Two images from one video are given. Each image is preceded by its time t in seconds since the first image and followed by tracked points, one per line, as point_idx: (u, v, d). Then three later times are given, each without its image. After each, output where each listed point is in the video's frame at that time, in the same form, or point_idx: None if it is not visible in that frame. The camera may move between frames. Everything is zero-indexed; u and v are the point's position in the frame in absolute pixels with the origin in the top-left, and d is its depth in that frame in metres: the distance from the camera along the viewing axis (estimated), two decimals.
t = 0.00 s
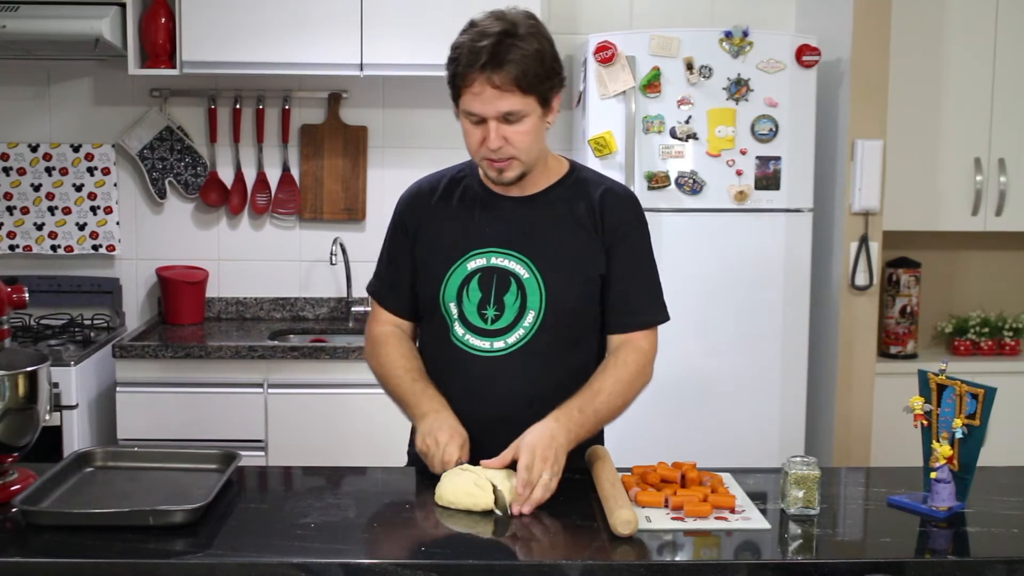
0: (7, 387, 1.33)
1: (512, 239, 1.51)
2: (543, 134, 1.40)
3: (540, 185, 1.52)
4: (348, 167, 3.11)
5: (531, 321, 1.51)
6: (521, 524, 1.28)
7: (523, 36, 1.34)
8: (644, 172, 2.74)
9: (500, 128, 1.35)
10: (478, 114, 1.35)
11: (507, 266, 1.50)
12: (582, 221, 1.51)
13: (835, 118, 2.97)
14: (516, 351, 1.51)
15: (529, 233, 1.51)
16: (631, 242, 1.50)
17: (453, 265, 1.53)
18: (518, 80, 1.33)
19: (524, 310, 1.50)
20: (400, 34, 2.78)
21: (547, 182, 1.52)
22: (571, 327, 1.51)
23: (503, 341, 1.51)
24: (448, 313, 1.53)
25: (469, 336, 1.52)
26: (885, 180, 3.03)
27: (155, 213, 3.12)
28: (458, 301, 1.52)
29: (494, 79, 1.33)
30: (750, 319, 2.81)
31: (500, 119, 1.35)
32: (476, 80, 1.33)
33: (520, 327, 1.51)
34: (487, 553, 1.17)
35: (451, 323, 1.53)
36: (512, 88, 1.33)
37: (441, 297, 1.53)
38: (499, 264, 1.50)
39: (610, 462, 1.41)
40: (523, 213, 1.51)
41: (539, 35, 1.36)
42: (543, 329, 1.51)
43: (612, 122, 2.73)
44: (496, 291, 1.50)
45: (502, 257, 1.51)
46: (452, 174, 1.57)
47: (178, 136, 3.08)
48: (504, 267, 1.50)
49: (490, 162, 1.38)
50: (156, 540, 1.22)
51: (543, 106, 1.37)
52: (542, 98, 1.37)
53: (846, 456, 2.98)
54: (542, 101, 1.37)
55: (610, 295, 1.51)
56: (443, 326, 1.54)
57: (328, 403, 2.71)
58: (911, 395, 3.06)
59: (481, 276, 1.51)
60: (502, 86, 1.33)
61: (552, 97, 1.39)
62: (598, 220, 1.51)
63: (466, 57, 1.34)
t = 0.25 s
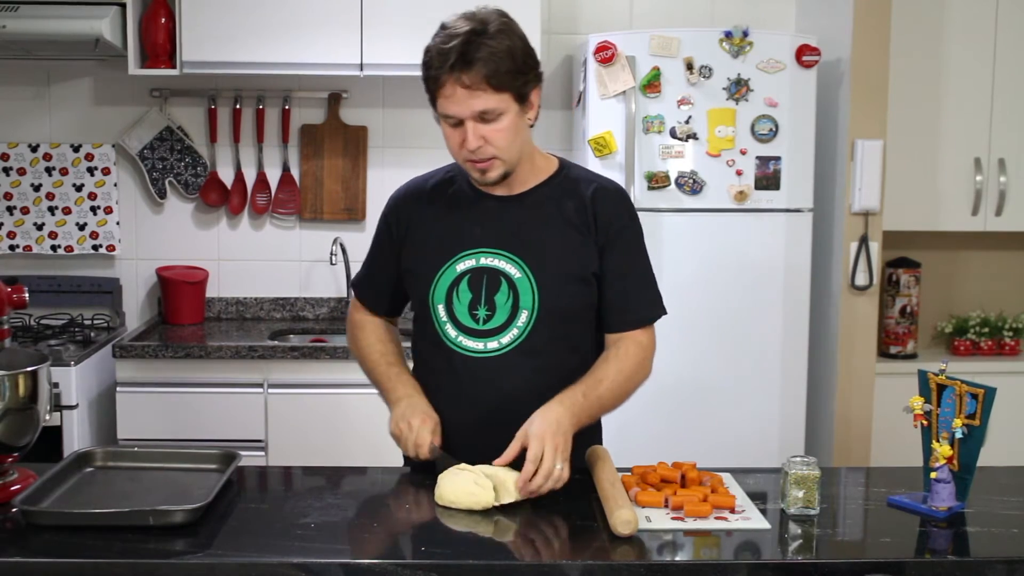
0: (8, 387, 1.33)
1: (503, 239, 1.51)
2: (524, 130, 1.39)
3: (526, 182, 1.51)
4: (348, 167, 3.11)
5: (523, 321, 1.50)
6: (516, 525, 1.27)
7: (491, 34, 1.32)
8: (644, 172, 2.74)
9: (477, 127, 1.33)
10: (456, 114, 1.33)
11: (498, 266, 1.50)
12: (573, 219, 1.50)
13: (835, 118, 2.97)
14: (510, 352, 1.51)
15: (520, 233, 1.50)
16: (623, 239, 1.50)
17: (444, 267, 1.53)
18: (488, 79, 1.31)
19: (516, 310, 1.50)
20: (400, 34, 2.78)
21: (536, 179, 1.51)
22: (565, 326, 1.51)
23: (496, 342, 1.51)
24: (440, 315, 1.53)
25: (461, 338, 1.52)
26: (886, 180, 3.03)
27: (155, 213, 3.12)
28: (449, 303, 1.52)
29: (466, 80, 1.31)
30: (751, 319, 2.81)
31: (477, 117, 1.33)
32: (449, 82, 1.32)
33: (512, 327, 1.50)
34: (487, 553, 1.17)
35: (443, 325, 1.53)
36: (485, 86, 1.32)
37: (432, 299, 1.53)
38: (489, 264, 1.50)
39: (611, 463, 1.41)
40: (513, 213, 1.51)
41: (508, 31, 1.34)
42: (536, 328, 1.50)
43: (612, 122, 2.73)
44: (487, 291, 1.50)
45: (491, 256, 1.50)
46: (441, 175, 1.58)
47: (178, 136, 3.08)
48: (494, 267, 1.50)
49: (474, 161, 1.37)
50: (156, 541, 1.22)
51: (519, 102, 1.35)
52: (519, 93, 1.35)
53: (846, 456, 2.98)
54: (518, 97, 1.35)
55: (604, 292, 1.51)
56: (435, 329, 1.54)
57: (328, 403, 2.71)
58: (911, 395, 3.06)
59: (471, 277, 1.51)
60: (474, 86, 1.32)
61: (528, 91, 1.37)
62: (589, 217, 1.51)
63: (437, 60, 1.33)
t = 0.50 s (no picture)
0: (7, 387, 1.33)
1: (488, 237, 1.50)
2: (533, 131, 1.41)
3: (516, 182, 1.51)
4: (348, 167, 3.12)
5: (515, 317, 1.51)
6: (498, 523, 1.28)
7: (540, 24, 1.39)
8: (644, 172, 2.74)
9: (509, 102, 1.34)
10: (493, 82, 1.34)
11: (487, 264, 1.50)
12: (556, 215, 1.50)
13: (836, 118, 2.97)
14: (503, 348, 1.52)
15: (503, 230, 1.50)
16: (606, 234, 1.52)
17: (431, 267, 1.51)
18: (535, 60, 1.36)
19: (508, 306, 1.50)
20: (400, 34, 2.78)
21: (521, 177, 1.51)
22: (553, 321, 1.52)
23: (489, 339, 1.51)
24: (432, 315, 1.51)
25: (454, 336, 1.52)
26: (886, 180, 3.04)
27: (155, 213, 3.12)
28: (442, 302, 1.51)
29: (514, 54, 1.35)
30: (751, 319, 2.81)
31: (512, 92, 1.34)
32: (496, 50, 1.34)
33: (504, 324, 1.51)
34: (488, 553, 1.17)
35: (435, 324, 1.52)
36: (530, 65, 1.35)
37: (422, 299, 1.51)
38: (477, 262, 1.50)
39: (610, 463, 1.41)
40: (495, 210, 1.50)
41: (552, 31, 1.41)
42: (527, 323, 1.51)
43: (612, 122, 2.73)
44: (478, 289, 1.49)
45: (479, 254, 1.50)
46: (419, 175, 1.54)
47: (178, 136, 3.08)
48: (483, 265, 1.50)
49: (489, 137, 1.34)
50: (153, 542, 1.21)
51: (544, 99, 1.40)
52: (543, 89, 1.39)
53: (846, 456, 2.98)
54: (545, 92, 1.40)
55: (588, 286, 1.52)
56: (425, 328, 1.52)
57: (328, 403, 2.71)
58: (912, 395, 3.06)
59: (461, 275, 1.50)
60: (520, 62, 1.35)
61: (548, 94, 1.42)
62: (571, 212, 1.51)
63: (487, 28, 1.35)
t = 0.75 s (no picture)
0: (8, 387, 1.34)
1: (538, 236, 1.50)
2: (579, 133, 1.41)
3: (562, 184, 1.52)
4: (348, 167, 3.11)
5: (560, 318, 1.51)
6: (497, 523, 1.27)
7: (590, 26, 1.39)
8: (644, 173, 2.75)
9: (552, 100, 1.35)
10: (537, 81, 1.35)
11: (534, 265, 1.50)
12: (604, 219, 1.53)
13: (836, 118, 2.97)
14: (547, 349, 1.52)
15: (553, 230, 1.51)
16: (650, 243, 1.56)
17: (478, 265, 1.50)
18: (582, 61, 1.36)
19: (554, 307, 1.51)
20: (400, 35, 2.78)
21: (567, 179, 1.53)
22: (592, 324, 1.53)
23: (534, 339, 1.51)
24: (476, 313, 1.50)
25: (498, 335, 1.51)
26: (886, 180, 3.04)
27: (155, 213, 3.12)
28: (487, 301, 1.50)
29: (561, 53, 1.36)
30: (751, 319, 2.81)
31: (555, 91, 1.35)
32: (543, 49, 1.35)
33: (549, 325, 1.51)
34: (488, 553, 1.17)
35: (479, 323, 1.51)
36: (576, 66, 1.36)
37: (468, 298, 1.50)
38: (525, 262, 1.50)
39: (609, 462, 1.41)
40: (544, 210, 1.51)
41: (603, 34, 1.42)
42: (572, 325, 1.52)
43: (612, 122, 2.73)
44: (525, 288, 1.49)
45: (527, 254, 1.50)
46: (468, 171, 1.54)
47: (178, 136, 3.08)
48: (530, 265, 1.50)
49: (530, 135, 1.35)
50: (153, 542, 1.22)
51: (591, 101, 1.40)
52: (590, 91, 1.40)
53: (846, 456, 2.98)
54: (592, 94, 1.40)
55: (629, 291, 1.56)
56: (469, 326, 1.51)
57: (328, 403, 2.71)
58: (911, 395, 3.06)
59: (508, 275, 1.50)
60: (566, 62, 1.36)
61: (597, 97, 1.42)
62: (619, 218, 1.54)
63: (537, 27, 1.36)
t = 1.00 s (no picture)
0: (8, 387, 1.34)
1: (562, 236, 1.51)
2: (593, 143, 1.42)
3: (584, 187, 1.54)
4: (348, 167, 3.11)
5: (584, 317, 1.52)
6: (496, 523, 1.28)
7: (610, 38, 1.38)
8: (644, 173, 2.75)
9: (565, 117, 1.36)
10: (550, 97, 1.35)
11: (559, 263, 1.50)
12: (627, 222, 1.54)
13: (836, 117, 2.97)
14: (570, 347, 1.52)
15: (577, 231, 1.52)
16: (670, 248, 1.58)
17: (503, 262, 1.50)
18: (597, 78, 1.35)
19: (578, 305, 1.51)
20: (400, 35, 2.78)
21: (589, 182, 1.54)
22: (612, 324, 1.54)
23: (558, 336, 1.51)
24: (500, 309, 1.51)
25: (522, 332, 1.51)
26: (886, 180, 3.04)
27: (155, 213, 3.12)
28: (511, 297, 1.50)
29: (576, 70, 1.35)
30: (750, 319, 2.81)
31: (569, 108, 1.35)
32: (559, 65, 1.35)
33: (572, 323, 1.52)
34: (488, 553, 1.17)
35: (503, 319, 1.51)
36: (590, 83, 1.36)
37: (492, 293, 1.50)
38: (549, 259, 1.50)
39: (609, 463, 1.41)
40: (567, 211, 1.52)
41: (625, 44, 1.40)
42: (595, 324, 1.53)
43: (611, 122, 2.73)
44: (549, 286, 1.50)
45: (551, 252, 1.51)
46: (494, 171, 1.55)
47: (178, 136, 3.08)
48: (555, 263, 1.50)
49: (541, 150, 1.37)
50: (152, 542, 1.22)
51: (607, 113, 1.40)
52: (607, 103, 1.40)
53: (846, 456, 2.98)
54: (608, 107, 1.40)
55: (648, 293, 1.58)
56: (493, 322, 1.51)
57: (328, 403, 2.71)
58: (911, 395, 3.06)
59: (532, 272, 1.50)
60: (581, 78, 1.35)
61: (614, 107, 1.42)
62: (641, 222, 1.55)
63: (555, 41, 1.35)
